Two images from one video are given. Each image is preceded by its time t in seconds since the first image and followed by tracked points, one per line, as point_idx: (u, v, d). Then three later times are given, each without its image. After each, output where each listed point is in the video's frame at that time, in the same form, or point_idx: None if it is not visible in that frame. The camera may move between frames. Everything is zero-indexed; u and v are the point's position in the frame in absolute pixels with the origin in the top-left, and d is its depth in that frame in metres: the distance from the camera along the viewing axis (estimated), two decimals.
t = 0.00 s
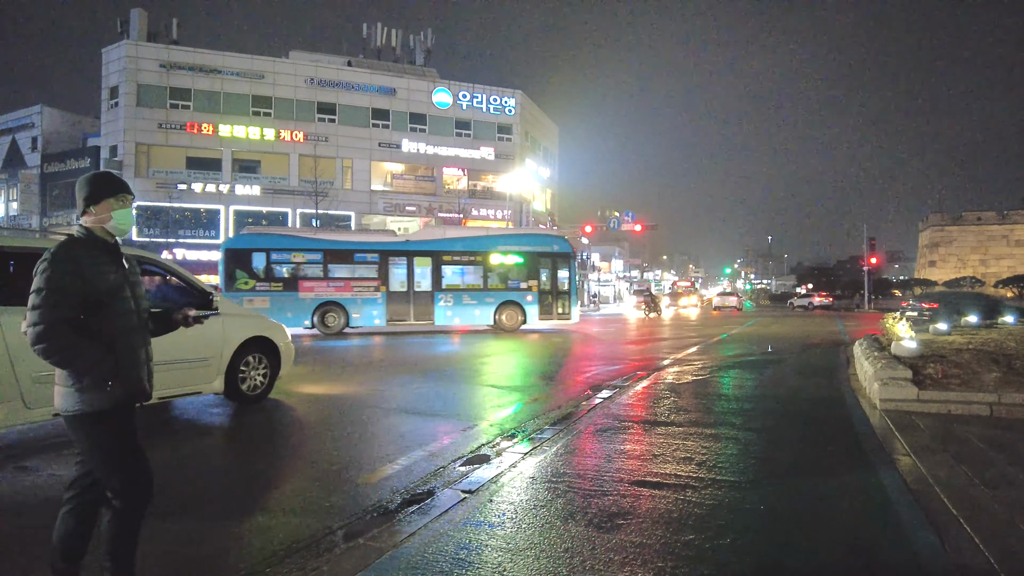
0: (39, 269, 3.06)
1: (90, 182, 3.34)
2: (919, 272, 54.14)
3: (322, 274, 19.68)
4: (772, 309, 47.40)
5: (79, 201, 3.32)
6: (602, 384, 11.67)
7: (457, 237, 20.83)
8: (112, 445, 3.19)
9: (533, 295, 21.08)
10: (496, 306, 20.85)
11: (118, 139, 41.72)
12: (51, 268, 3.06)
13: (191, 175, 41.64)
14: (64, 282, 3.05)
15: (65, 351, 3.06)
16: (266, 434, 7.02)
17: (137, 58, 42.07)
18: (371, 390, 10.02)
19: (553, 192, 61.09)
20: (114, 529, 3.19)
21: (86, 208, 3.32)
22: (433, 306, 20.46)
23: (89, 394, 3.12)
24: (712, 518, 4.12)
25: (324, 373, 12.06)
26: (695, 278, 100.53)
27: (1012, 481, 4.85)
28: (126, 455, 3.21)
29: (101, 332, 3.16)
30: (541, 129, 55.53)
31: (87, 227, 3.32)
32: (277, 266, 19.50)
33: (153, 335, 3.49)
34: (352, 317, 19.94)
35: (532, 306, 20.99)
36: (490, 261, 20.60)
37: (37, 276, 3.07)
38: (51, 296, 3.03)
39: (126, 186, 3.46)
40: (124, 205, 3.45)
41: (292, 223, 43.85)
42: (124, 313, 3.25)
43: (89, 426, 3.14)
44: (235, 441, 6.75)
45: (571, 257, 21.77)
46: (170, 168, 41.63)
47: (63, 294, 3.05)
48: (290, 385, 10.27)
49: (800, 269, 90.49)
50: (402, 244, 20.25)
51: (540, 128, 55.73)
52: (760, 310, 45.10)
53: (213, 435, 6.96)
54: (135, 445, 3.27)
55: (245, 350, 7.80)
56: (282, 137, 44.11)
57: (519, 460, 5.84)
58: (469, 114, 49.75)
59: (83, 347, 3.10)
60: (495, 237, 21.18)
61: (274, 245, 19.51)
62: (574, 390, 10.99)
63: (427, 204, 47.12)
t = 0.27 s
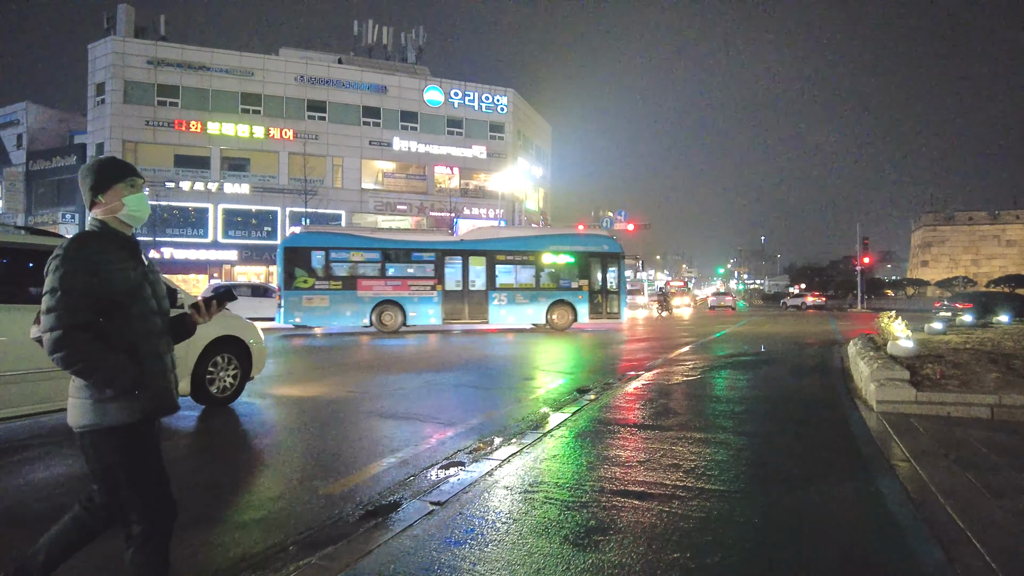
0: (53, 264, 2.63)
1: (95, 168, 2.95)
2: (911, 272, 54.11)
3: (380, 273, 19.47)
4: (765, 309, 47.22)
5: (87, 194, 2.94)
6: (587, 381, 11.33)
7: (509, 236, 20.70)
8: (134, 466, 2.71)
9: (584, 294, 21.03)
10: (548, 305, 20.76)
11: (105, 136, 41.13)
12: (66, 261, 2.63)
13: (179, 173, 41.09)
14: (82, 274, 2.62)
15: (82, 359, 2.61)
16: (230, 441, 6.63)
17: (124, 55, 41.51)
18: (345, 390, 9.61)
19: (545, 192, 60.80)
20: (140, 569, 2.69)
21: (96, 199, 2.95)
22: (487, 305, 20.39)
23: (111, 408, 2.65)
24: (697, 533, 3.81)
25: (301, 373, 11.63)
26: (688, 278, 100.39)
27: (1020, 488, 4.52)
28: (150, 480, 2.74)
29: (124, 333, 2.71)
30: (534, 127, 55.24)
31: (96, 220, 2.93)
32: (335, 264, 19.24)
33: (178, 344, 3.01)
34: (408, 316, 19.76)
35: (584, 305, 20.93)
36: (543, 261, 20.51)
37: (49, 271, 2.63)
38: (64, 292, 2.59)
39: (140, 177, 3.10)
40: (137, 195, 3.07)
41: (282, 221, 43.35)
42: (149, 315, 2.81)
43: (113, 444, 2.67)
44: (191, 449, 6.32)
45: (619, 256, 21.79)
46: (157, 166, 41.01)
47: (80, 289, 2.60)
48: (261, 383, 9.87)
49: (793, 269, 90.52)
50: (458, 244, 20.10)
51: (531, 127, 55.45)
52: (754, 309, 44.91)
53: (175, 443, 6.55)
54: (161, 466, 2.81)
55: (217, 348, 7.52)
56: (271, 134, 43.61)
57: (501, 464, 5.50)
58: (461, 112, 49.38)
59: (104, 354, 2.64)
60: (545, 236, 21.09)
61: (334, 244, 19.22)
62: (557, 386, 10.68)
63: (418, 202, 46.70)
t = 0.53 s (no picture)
0: (68, 260, 2.31)
1: (110, 149, 2.58)
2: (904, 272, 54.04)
3: (436, 273, 19.58)
4: (757, 310, 47.00)
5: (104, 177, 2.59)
6: (576, 385, 11.05)
7: (560, 238, 20.77)
8: (159, 487, 2.46)
9: (632, 296, 21.07)
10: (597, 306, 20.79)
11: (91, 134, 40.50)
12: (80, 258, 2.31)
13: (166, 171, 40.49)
14: (100, 274, 2.31)
15: (97, 369, 2.30)
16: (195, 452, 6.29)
17: (111, 51, 40.90)
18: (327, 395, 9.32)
19: (538, 191, 60.44)
20: None
21: (114, 183, 2.60)
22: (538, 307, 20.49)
23: (128, 426, 2.34)
24: (684, 558, 3.52)
25: (285, 375, 11.35)
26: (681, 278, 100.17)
27: None
28: (169, 501, 2.47)
29: (140, 342, 2.42)
30: (526, 126, 54.88)
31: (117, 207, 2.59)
32: (391, 265, 19.36)
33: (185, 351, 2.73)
34: (464, 317, 19.88)
35: (632, 307, 20.95)
36: (593, 263, 20.55)
37: (63, 268, 2.31)
38: (85, 295, 2.28)
39: (162, 159, 2.76)
40: (159, 180, 2.73)
41: (271, 220, 42.83)
42: (165, 321, 2.52)
43: (127, 469, 2.37)
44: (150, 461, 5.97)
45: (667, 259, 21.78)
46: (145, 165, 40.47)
47: (100, 293, 2.30)
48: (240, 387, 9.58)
49: (785, 270, 90.44)
50: (511, 244, 20.20)
51: (524, 126, 55.16)
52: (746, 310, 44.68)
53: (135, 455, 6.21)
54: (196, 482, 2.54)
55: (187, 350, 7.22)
56: (260, 133, 43.07)
57: (486, 478, 5.22)
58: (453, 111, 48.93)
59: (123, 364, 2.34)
60: (595, 238, 21.12)
61: (390, 245, 19.37)
62: (545, 390, 10.37)
63: (409, 201, 46.23)
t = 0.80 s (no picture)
0: (66, 248, 2.22)
1: (117, 123, 2.56)
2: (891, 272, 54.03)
3: (485, 273, 19.72)
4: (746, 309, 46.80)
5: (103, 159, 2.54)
6: (558, 385, 10.84)
7: (602, 238, 20.85)
8: (164, 490, 2.40)
9: (674, 296, 21.23)
10: (640, 305, 20.88)
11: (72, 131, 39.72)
12: (78, 249, 2.22)
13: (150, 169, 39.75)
14: (101, 265, 2.22)
15: (110, 366, 2.17)
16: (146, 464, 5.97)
17: (91, 47, 40.14)
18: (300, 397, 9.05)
19: (527, 190, 60.10)
20: None
21: (119, 160, 2.57)
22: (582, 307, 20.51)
23: (134, 427, 2.30)
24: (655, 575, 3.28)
25: (260, 377, 11.07)
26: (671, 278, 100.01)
27: (1018, 520, 3.94)
28: (167, 509, 2.40)
29: (149, 338, 2.33)
30: (514, 124, 54.50)
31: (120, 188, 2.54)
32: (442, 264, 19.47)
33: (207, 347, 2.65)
34: (511, 315, 19.95)
35: (675, 306, 21.14)
36: (635, 263, 20.65)
37: (59, 257, 2.22)
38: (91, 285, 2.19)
39: (170, 137, 2.72)
40: (166, 158, 2.69)
41: (255, 219, 42.19)
42: (179, 313, 2.42)
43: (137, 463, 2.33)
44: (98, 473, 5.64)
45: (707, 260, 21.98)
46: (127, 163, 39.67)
47: (100, 288, 2.20)
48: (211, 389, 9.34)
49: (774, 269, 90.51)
50: (555, 244, 20.31)
51: (512, 125, 54.82)
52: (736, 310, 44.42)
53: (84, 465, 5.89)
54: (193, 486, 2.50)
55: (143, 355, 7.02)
56: (244, 130, 42.43)
57: (459, 482, 4.98)
58: (440, 109, 48.47)
59: (131, 365, 2.21)
60: (637, 238, 21.24)
61: (441, 244, 19.47)
62: (526, 391, 10.16)
63: (396, 200, 45.67)
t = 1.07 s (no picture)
0: (49, 256, 1.92)
1: (123, 113, 2.25)
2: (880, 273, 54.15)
3: (534, 274, 19.87)
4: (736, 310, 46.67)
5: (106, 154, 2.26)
6: (544, 389, 10.56)
7: (644, 240, 21.22)
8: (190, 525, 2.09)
9: (715, 296, 21.73)
10: (684, 306, 21.35)
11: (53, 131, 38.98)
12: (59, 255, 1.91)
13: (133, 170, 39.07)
14: (85, 273, 1.90)
15: (103, 393, 1.85)
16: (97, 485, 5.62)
17: (73, 45, 39.42)
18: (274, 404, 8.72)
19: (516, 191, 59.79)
20: None
21: (126, 155, 2.27)
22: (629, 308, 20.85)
23: (135, 460, 1.96)
24: None
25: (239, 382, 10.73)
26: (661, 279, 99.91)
27: (1020, 543, 3.66)
28: (182, 555, 2.04)
29: (148, 355, 2.00)
30: (503, 125, 54.18)
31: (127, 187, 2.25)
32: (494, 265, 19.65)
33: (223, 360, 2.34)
34: (560, 317, 20.11)
35: (716, 307, 21.66)
36: (680, 264, 21.12)
37: (42, 266, 1.93)
38: (76, 298, 1.88)
39: (186, 128, 2.40)
40: (182, 151, 2.38)
41: (241, 220, 41.59)
42: (189, 325, 2.10)
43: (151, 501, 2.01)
44: (44, 495, 5.31)
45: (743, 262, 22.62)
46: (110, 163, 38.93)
47: (83, 301, 1.88)
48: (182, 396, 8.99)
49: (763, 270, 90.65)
50: (602, 246, 20.56)
51: (502, 124, 54.46)
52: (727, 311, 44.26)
53: (32, 487, 5.54)
54: (207, 526, 2.14)
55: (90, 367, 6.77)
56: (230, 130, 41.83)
57: (440, 496, 4.69)
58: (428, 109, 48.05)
59: (123, 389, 1.88)
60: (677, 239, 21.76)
61: (492, 247, 19.65)
62: (511, 395, 9.88)
63: (385, 201, 45.20)
